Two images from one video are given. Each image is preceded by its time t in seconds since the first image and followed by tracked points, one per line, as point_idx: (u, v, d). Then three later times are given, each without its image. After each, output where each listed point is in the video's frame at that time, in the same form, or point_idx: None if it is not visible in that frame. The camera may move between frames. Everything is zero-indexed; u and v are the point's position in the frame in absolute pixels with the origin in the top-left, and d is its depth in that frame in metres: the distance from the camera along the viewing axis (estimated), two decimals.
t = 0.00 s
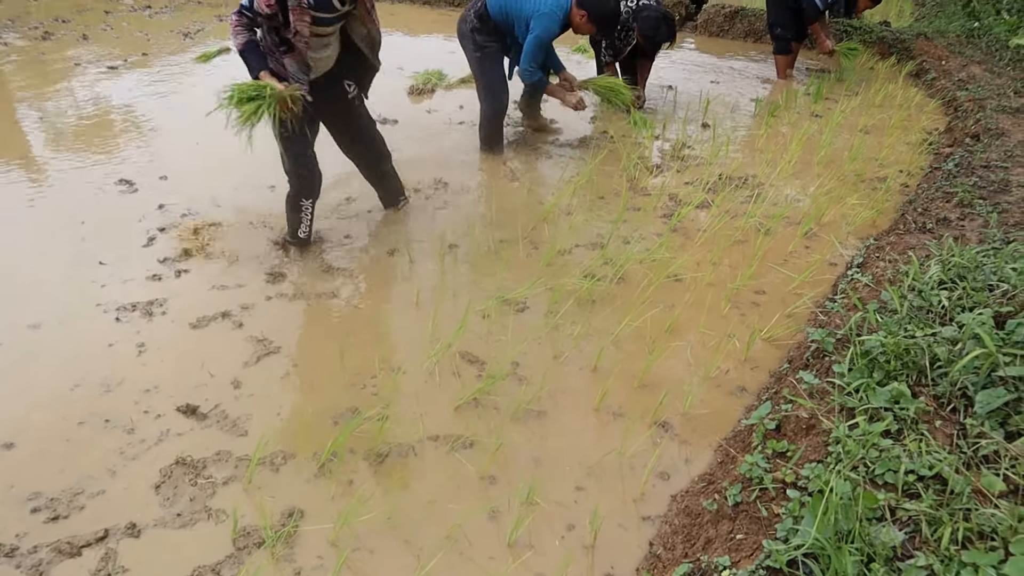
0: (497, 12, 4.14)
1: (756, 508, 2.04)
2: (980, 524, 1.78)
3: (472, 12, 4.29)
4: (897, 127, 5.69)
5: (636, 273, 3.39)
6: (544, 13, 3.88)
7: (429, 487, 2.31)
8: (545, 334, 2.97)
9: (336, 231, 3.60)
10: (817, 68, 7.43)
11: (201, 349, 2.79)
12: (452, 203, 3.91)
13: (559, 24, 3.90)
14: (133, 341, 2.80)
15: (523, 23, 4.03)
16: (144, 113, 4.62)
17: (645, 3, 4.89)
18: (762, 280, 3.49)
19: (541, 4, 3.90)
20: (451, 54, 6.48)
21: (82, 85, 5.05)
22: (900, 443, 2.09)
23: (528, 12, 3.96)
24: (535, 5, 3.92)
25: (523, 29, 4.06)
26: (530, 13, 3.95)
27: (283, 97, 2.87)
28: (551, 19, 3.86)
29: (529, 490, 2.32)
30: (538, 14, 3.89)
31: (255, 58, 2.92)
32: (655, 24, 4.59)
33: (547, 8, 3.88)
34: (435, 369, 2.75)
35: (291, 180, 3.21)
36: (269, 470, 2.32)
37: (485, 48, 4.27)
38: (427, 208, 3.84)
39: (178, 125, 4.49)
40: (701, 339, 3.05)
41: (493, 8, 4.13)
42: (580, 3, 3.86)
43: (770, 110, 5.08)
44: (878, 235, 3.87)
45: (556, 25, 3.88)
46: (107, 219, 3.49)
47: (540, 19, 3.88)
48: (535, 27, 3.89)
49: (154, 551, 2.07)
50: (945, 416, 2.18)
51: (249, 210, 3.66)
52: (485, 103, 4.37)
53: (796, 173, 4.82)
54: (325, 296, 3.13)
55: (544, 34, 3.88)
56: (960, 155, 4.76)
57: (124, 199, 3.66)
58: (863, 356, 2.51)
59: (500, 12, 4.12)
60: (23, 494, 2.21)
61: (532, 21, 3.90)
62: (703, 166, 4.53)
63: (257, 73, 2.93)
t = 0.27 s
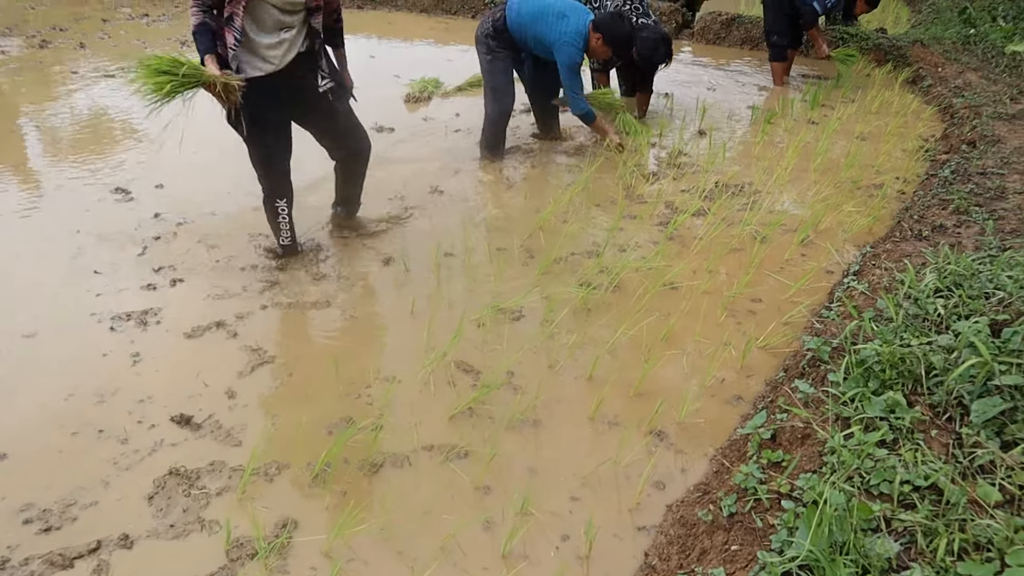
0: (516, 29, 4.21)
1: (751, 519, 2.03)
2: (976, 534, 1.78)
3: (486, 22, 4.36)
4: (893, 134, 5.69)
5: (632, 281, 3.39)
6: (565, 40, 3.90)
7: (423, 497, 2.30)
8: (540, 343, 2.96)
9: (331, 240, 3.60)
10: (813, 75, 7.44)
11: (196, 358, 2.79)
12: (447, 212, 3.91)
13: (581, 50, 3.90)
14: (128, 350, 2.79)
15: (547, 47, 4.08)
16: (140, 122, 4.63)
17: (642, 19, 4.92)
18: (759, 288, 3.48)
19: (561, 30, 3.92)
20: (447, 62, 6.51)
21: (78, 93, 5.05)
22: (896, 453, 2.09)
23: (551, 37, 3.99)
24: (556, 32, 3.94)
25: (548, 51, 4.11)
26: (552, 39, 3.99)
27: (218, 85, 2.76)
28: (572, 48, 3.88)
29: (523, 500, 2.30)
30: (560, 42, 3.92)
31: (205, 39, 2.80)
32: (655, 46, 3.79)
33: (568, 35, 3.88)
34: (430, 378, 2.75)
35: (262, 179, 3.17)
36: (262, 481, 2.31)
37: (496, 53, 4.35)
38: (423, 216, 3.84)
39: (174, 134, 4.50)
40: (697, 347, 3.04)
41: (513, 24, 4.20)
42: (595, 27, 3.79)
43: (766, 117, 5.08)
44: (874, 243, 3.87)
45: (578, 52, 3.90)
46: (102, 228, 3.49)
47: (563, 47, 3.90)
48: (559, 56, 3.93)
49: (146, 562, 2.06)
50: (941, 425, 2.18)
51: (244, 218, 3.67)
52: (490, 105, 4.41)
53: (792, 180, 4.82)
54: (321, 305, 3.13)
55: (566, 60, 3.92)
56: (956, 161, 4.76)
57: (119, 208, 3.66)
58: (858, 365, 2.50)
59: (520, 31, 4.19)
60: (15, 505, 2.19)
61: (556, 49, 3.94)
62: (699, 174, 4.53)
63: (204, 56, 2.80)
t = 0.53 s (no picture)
0: (532, 43, 4.25)
1: (747, 527, 2.04)
2: (972, 542, 1.77)
3: (500, 28, 4.38)
4: (889, 140, 5.70)
5: (628, 288, 3.39)
6: (579, 63, 3.94)
7: (419, 505, 2.29)
8: (537, 351, 2.96)
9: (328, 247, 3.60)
10: (810, 81, 7.47)
11: (191, 366, 2.79)
12: (444, 218, 3.92)
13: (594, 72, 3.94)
14: (123, 358, 2.79)
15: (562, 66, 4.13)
16: (137, 129, 4.64)
17: (639, 13, 4.90)
18: (756, 294, 3.48)
19: (576, 52, 3.97)
20: (445, 68, 6.53)
21: (75, 101, 5.06)
22: (891, 460, 2.09)
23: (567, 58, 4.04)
24: (571, 53, 3.99)
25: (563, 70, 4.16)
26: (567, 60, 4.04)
27: (189, 72, 2.62)
28: (585, 69, 3.91)
29: (519, 508, 2.30)
30: (575, 64, 3.97)
31: (181, 31, 2.68)
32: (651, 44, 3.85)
33: (582, 57, 3.93)
34: (426, 386, 2.75)
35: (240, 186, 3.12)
36: (258, 489, 2.30)
37: (507, 60, 4.38)
38: (419, 223, 3.84)
39: (171, 141, 4.51)
40: (693, 354, 3.04)
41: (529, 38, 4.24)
42: (607, 50, 3.81)
43: (763, 123, 5.09)
44: (871, 248, 3.87)
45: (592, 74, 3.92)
46: (98, 235, 3.50)
47: (577, 69, 3.96)
48: (574, 77, 3.99)
49: (140, 571, 2.04)
50: (936, 432, 2.18)
51: (241, 225, 3.69)
52: (491, 107, 4.43)
53: (789, 186, 4.82)
54: (317, 312, 3.13)
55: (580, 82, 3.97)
56: (952, 167, 4.77)
57: (116, 216, 3.67)
58: (854, 372, 2.50)
59: (536, 45, 4.23)
60: (8, 514, 2.18)
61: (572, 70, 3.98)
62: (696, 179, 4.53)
63: (177, 45, 2.66)
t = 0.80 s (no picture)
0: (530, 52, 4.27)
1: (741, 537, 2.04)
2: (966, 552, 1.77)
3: (495, 38, 4.34)
4: (884, 148, 5.72)
5: (623, 297, 3.40)
6: (578, 72, 4.01)
7: (413, 515, 2.29)
8: (532, 360, 2.96)
9: (323, 256, 3.60)
10: (805, 90, 7.50)
11: (186, 375, 2.79)
12: (440, 227, 3.92)
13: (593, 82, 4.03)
14: (118, 367, 2.79)
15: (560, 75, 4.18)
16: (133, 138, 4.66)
17: (637, 17, 4.94)
18: (751, 303, 3.48)
19: (575, 61, 4.03)
20: (441, 77, 6.55)
21: (71, 110, 5.07)
22: (886, 470, 2.09)
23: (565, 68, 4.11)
24: (570, 62, 4.04)
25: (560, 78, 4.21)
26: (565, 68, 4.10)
27: (155, 77, 2.65)
28: (585, 78, 3.98)
29: (514, 517, 2.29)
30: (574, 73, 4.03)
31: (163, 35, 2.75)
32: (654, 43, 4.09)
33: (581, 66, 3.99)
34: (421, 395, 2.74)
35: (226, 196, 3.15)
36: (252, 499, 2.30)
37: (504, 70, 4.36)
38: (415, 232, 3.85)
39: (167, 150, 4.53)
40: (688, 363, 3.04)
41: (527, 48, 4.25)
42: (607, 61, 3.90)
43: (758, 131, 5.11)
44: (866, 256, 3.87)
45: (591, 82, 3.99)
46: (94, 244, 3.50)
47: (575, 78, 4.02)
48: (572, 85, 4.06)
49: None
50: (931, 441, 2.18)
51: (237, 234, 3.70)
52: (487, 117, 4.46)
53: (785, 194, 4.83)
54: (312, 321, 3.13)
55: (578, 91, 4.04)
56: (947, 175, 4.78)
57: (112, 224, 3.67)
58: (848, 381, 2.50)
59: (534, 54, 4.26)
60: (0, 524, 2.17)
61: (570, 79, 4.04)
62: (691, 188, 4.54)
63: (155, 53, 2.73)
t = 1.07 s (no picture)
0: (510, 52, 4.25)
1: (736, 549, 2.04)
2: (961, 563, 1.78)
3: (484, 44, 4.37)
4: (880, 158, 5.74)
5: (619, 307, 3.40)
6: (557, 65, 3.97)
7: (408, 527, 2.28)
8: (527, 371, 2.96)
9: (320, 266, 3.61)
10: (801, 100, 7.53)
11: (181, 386, 2.79)
12: (436, 238, 3.93)
13: (571, 77, 3.98)
14: (113, 378, 2.79)
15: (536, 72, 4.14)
16: (131, 147, 4.68)
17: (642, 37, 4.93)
18: (747, 313, 3.49)
19: (555, 55, 4.00)
20: (438, 88, 6.58)
21: (69, 119, 5.09)
22: (881, 480, 2.09)
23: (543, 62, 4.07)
24: (549, 57, 4.01)
25: (537, 76, 4.17)
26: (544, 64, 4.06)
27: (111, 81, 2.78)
28: (563, 73, 3.95)
29: (509, 528, 2.29)
30: (552, 66, 3.99)
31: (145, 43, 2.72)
32: (659, 65, 3.88)
33: (561, 60, 3.97)
34: (417, 406, 2.74)
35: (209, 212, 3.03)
36: (247, 510, 2.29)
37: (490, 79, 4.37)
38: (412, 242, 3.86)
39: (164, 160, 4.54)
40: (684, 373, 3.04)
41: (508, 48, 4.23)
42: (593, 62, 3.90)
43: (754, 142, 5.13)
44: (862, 266, 3.87)
45: (570, 78, 3.98)
46: (90, 254, 3.51)
47: (552, 71, 3.98)
48: (546, 78, 4.00)
49: None
50: (925, 451, 2.19)
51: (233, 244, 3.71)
52: (479, 129, 4.47)
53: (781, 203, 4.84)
54: (308, 332, 3.13)
55: (554, 85, 3.98)
56: (943, 185, 4.79)
57: (108, 234, 3.68)
58: (843, 392, 2.50)
59: (514, 53, 4.22)
60: None
61: (545, 72, 4.01)
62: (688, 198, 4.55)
63: (126, 57, 2.73)
